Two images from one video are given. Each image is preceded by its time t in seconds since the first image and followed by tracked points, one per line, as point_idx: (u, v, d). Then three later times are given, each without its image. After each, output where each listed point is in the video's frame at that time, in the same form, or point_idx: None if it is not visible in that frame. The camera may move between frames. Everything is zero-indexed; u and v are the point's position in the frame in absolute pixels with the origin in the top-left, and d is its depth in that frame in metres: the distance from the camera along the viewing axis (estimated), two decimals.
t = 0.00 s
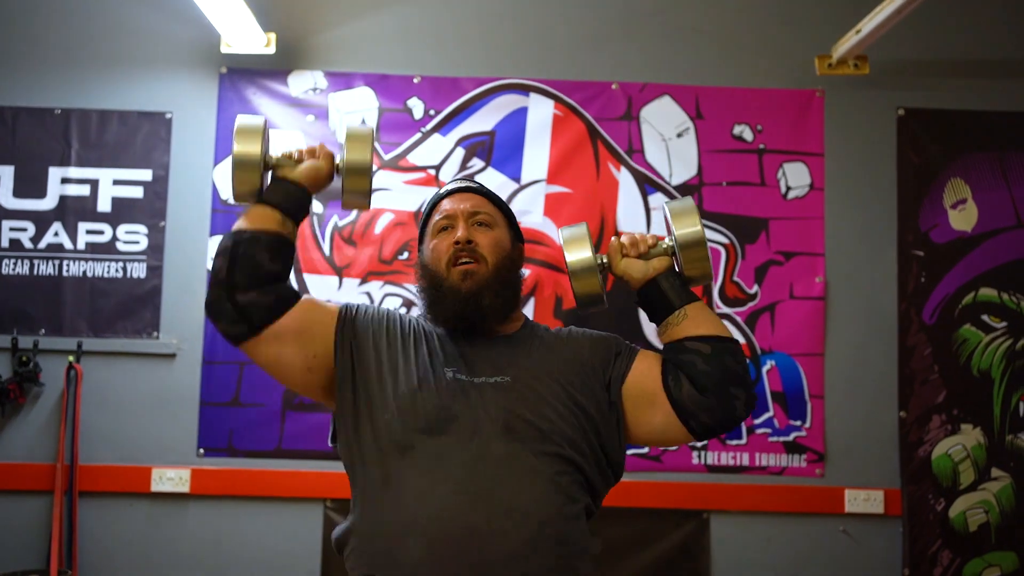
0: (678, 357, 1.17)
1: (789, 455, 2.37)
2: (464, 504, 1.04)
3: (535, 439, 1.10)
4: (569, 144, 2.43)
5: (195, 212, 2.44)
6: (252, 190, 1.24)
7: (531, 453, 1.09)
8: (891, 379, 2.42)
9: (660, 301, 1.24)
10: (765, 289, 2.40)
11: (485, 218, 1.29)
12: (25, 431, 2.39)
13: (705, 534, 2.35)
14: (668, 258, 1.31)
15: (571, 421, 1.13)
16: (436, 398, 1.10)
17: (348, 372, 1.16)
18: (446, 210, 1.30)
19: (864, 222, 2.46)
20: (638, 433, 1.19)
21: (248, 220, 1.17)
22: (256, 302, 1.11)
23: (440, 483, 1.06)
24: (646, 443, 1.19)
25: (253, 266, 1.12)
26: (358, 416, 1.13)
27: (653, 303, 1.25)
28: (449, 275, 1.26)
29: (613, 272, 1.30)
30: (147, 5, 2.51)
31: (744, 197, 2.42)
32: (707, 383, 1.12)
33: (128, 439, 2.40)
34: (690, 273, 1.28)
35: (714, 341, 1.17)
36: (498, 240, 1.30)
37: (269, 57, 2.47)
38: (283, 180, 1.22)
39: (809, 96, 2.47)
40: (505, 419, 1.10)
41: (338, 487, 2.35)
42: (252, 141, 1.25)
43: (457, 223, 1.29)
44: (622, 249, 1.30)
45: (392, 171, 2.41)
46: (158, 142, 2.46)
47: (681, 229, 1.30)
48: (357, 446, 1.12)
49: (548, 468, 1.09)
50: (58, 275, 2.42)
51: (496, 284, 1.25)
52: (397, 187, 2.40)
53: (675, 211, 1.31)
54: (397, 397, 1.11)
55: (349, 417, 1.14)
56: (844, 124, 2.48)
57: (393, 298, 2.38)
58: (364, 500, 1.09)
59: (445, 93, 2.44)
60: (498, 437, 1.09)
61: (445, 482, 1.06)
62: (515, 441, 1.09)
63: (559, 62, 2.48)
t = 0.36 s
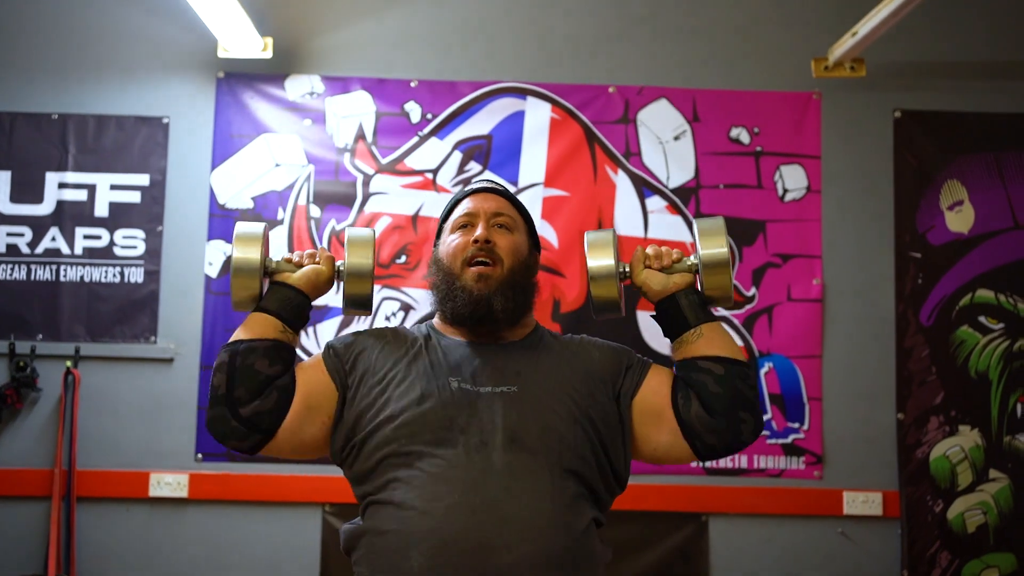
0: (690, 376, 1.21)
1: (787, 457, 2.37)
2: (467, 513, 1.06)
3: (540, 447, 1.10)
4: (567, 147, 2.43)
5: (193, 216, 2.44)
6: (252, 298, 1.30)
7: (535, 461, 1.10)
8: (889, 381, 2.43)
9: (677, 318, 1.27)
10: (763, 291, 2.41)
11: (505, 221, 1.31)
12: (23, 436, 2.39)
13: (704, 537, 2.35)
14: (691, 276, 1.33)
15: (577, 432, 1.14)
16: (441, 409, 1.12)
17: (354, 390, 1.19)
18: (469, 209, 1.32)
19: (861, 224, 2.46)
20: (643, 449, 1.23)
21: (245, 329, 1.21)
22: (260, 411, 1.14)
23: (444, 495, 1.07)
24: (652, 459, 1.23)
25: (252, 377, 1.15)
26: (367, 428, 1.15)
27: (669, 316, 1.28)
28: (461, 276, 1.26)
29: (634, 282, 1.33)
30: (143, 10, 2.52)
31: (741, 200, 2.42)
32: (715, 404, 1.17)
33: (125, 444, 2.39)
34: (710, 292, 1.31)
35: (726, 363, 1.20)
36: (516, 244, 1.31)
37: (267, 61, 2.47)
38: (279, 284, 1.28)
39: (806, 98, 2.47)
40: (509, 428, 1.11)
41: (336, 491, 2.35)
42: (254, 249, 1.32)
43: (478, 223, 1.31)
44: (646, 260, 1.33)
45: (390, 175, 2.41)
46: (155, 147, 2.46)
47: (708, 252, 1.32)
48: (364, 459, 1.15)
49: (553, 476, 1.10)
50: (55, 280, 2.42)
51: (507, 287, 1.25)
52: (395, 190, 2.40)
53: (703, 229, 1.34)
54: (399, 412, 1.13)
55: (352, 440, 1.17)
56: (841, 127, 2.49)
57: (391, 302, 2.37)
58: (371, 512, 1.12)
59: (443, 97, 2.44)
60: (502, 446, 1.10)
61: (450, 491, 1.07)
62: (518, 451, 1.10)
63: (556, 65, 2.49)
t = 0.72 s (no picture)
0: (675, 336, 1.28)
1: (799, 455, 2.37)
2: (448, 505, 1.14)
3: (518, 438, 1.20)
4: (576, 147, 2.44)
5: (206, 219, 2.47)
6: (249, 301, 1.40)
7: (512, 447, 1.19)
8: (900, 378, 2.42)
9: (663, 273, 1.36)
10: (773, 289, 2.41)
11: (472, 222, 1.44)
12: (41, 437, 2.41)
13: (716, 535, 2.35)
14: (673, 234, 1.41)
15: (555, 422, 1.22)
16: (421, 407, 1.22)
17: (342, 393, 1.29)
18: (438, 216, 1.45)
19: (871, 222, 2.46)
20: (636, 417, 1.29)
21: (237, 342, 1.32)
22: (247, 417, 1.23)
23: (428, 487, 1.16)
24: (648, 424, 1.29)
25: (242, 385, 1.24)
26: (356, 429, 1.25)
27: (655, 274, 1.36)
28: (435, 275, 1.38)
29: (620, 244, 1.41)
30: (156, 16, 2.55)
31: (751, 198, 2.43)
32: (703, 360, 1.24)
33: (140, 445, 2.42)
34: (694, 246, 1.37)
35: (712, 319, 1.28)
36: (486, 243, 1.43)
37: (278, 65, 2.50)
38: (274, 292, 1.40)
39: (814, 97, 2.48)
40: (487, 422, 1.20)
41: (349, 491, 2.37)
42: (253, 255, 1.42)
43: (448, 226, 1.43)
44: (628, 222, 1.42)
45: (400, 177, 2.43)
46: (169, 151, 2.48)
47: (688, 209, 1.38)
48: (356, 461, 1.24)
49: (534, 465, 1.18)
50: (71, 283, 2.45)
51: (479, 280, 1.37)
52: (405, 192, 2.42)
53: (680, 188, 1.40)
54: (383, 413, 1.24)
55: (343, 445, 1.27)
56: (850, 124, 2.49)
57: (402, 303, 2.39)
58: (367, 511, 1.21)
59: (452, 99, 2.46)
60: (483, 439, 1.19)
61: (434, 483, 1.16)
62: (497, 441, 1.19)
63: (565, 66, 2.50)
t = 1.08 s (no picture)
0: (695, 387, 1.20)
1: (799, 460, 2.39)
2: (476, 516, 1.07)
3: (550, 456, 1.12)
4: (574, 157, 2.46)
5: (206, 233, 2.48)
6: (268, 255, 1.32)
7: (543, 464, 1.12)
8: (898, 383, 2.44)
9: (683, 332, 1.29)
10: (771, 296, 2.43)
11: (515, 236, 1.33)
12: (43, 453, 2.42)
13: (717, 541, 2.36)
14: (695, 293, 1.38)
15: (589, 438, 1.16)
16: (452, 415, 1.14)
17: (362, 389, 1.19)
18: (482, 222, 1.35)
19: (867, 227, 2.49)
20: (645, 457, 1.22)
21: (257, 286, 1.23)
22: (258, 362, 1.15)
23: (452, 496, 1.08)
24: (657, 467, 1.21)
25: (257, 328, 1.16)
26: (375, 428, 1.15)
27: (676, 327, 1.30)
28: (471, 287, 1.28)
29: (642, 297, 1.36)
30: (154, 31, 2.56)
31: (748, 206, 2.45)
32: (720, 414, 1.16)
33: (143, 459, 2.42)
34: (715, 306, 1.35)
35: (731, 374, 1.20)
36: (525, 258, 1.33)
37: (276, 79, 2.51)
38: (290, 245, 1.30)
39: (809, 104, 2.50)
40: (518, 435, 1.13)
41: (352, 502, 2.38)
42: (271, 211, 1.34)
43: (489, 236, 1.33)
44: (653, 278, 1.37)
45: (400, 189, 2.44)
46: (169, 165, 2.49)
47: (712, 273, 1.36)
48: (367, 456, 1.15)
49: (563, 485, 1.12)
50: (72, 298, 2.46)
51: (515, 303, 1.27)
52: (404, 204, 2.44)
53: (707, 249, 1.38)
54: (410, 414, 1.14)
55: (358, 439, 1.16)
56: (844, 132, 2.51)
57: (402, 314, 2.40)
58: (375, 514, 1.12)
59: (450, 110, 2.48)
60: (512, 452, 1.12)
61: (460, 495, 1.08)
62: (526, 457, 1.12)
63: (562, 76, 2.52)
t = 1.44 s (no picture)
0: (654, 269, 1.17)
1: (787, 458, 2.40)
2: (449, 520, 1.06)
3: (516, 445, 1.11)
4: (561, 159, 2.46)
5: (193, 237, 2.47)
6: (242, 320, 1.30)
7: (513, 459, 1.10)
8: (885, 380, 2.46)
9: (642, 199, 1.23)
10: (758, 295, 2.44)
11: (469, 234, 1.33)
12: (30, 459, 2.40)
13: (708, 540, 2.37)
14: (656, 157, 1.29)
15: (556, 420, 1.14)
16: (418, 420, 1.13)
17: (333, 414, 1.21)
18: (432, 226, 1.35)
19: (853, 227, 2.50)
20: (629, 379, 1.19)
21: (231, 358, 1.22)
22: (246, 435, 1.14)
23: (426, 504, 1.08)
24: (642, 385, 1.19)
25: (239, 401, 1.16)
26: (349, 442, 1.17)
27: (638, 201, 1.24)
28: (431, 289, 1.29)
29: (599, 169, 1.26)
30: (138, 34, 2.55)
31: (735, 205, 2.46)
32: (679, 289, 1.14)
33: (130, 465, 2.41)
34: (677, 169, 1.27)
35: (685, 245, 1.17)
36: (483, 255, 1.34)
37: (262, 82, 2.50)
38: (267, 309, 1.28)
39: (794, 104, 2.51)
40: (486, 430, 1.11)
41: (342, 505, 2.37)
42: (246, 272, 1.32)
43: (443, 238, 1.33)
44: (610, 145, 1.26)
45: (387, 191, 2.44)
46: (154, 169, 2.48)
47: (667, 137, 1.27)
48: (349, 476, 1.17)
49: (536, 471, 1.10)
50: (58, 303, 2.44)
51: (477, 299, 1.27)
52: (392, 206, 2.43)
53: (664, 111, 1.28)
54: (381, 426, 1.15)
55: (340, 457, 1.18)
56: (830, 131, 2.53)
57: (391, 316, 2.39)
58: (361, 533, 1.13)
59: (437, 112, 2.48)
60: (481, 449, 1.10)
61: (431, 501, 1.08)
62: (496, 452, 1.10)
63: (549, 78, 2.52)
